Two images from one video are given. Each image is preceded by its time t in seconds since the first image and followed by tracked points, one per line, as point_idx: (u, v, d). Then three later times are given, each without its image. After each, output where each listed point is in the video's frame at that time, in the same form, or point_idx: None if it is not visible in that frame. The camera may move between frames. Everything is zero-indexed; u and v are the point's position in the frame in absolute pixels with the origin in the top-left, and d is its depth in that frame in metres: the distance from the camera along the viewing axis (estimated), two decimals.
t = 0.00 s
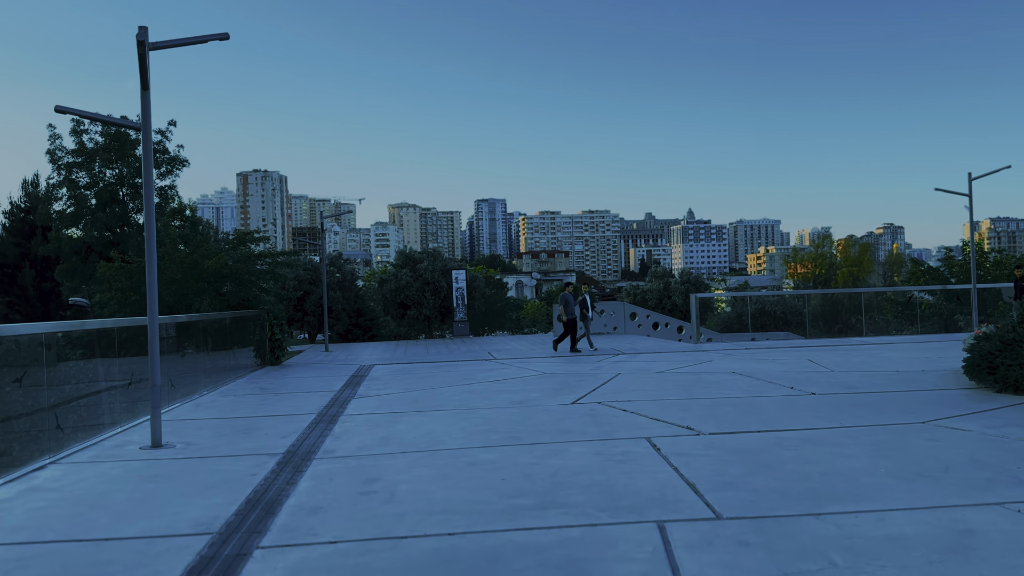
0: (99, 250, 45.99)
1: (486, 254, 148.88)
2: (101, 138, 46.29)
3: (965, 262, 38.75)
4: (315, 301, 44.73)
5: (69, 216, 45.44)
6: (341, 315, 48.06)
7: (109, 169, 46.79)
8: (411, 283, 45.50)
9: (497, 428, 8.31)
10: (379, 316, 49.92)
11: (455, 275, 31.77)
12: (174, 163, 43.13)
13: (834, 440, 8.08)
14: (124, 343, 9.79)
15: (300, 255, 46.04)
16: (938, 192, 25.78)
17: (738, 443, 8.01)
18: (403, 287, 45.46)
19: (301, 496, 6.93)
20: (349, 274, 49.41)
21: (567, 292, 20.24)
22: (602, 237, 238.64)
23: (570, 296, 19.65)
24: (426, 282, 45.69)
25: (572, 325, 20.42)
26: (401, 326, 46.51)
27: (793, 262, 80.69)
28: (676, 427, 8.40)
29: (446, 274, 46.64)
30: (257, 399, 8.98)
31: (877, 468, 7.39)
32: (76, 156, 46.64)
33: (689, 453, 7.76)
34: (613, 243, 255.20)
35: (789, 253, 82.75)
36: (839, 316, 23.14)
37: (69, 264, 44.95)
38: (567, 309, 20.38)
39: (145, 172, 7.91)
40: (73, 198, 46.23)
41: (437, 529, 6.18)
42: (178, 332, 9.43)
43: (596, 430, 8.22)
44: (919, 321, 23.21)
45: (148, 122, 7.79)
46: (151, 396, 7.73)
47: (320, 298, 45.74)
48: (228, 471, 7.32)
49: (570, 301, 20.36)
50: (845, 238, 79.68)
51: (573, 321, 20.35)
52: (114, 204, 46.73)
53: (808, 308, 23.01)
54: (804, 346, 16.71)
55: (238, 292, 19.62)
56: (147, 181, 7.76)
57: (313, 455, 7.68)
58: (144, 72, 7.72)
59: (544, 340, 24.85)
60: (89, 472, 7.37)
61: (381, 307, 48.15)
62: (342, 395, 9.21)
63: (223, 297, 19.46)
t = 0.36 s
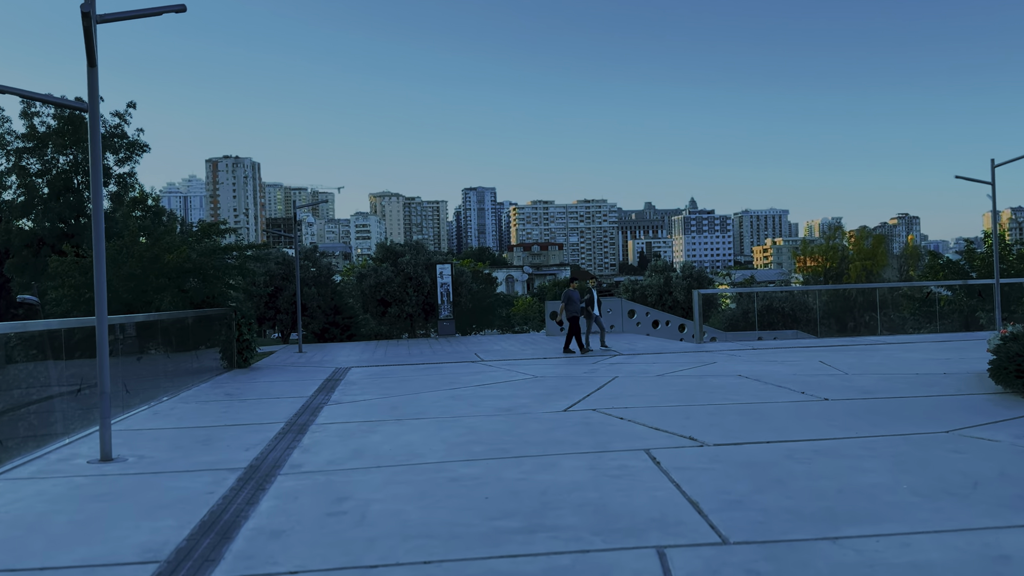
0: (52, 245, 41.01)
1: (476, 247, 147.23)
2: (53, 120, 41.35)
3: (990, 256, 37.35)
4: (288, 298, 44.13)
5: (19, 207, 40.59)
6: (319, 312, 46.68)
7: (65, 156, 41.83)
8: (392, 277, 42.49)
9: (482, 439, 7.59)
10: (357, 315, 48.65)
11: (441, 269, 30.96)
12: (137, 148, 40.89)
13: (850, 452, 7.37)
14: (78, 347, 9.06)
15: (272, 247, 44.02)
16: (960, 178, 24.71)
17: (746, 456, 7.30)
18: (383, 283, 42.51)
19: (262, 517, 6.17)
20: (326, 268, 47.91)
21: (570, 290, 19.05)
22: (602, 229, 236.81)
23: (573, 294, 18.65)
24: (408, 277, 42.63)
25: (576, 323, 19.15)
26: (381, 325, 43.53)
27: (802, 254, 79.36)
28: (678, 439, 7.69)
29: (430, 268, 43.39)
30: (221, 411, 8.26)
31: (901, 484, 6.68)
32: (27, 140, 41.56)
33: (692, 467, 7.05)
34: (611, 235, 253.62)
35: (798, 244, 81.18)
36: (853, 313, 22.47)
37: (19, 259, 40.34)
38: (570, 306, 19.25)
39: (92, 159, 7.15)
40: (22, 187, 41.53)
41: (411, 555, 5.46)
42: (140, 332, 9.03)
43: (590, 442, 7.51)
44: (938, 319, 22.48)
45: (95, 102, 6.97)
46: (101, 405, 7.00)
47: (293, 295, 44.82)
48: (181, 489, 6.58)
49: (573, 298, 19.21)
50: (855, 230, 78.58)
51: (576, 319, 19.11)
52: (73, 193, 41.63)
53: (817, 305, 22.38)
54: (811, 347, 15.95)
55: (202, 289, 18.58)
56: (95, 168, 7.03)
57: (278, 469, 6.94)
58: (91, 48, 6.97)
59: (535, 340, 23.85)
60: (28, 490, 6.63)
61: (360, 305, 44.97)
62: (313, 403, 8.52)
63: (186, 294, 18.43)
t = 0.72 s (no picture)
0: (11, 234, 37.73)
1: (465, 240, 146.61)
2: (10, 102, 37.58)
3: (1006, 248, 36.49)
4: (263, 293, 43.76)
5: None
6: (296, 309, 45.95)
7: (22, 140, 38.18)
8: (374, 271, 41.71)
9: (464, 445, 7.04)
10: (337, 310, 48.29)
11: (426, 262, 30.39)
12: (99, 132, 39.99)
13: (861, 458, 6.81)
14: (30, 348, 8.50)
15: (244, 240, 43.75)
16: (974, 166, 23.99)
17: (749, 462, 6.74)
18: (364, 277, 41.72)
19: (218, 529, 5.58)
20: (303, 262, 47.16)
21: (576, 284, 18.23)
22: (603, 224, 235.86)
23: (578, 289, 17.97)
24: (391, 270, 41.86)
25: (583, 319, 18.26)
26: (364, 320, 42.89)
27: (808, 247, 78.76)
28: (676, 444, 7.15)
29: (414, 260, 42.50)
30: (184, 416, 7.72)
31: (920, 493, 6.11)
32: None
33: (691, 475, 6.49)
34: (610, 230, 252.69)
35: (802, 237, 80.59)
36: (860, 308, 21.91)
37: None
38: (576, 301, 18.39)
39: (42, 142, 6.67)
40: None
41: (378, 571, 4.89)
42: (103, 328, 8.68)
43: (580, 448, 6.95)
44: (951, 315, 22.07)
45: (42, 79, 6.48)
46: (50, 407, 6.46)
47: (268, 289, 44.14)
48: (133, 499, 6.01)
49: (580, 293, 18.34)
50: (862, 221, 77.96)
51: (583, 315, 18.24)
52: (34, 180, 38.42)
53: (823, 300, 21.81)
54: (813, 345, 15.38)
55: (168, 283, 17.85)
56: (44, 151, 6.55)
57: (240, 477, 6.37)
58: (38, 21, 6.47)
59: (525, 338, 23.21)
60: None
61: (342, 300, 44.20)
62: (284, 406, 7.97)
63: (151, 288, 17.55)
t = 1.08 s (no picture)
0: None
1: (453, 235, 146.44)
2: None
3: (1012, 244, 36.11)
4: (244, 288, 43.41)
5: None
6: (279, 304, 45.57)
7: None
8: (358, 266, 41.19)
9: (446, 451, 6.72)
10: (322, 306, 48.08)
11: (413, 257, 30.10)
12: (72, 122, 39.75)
13: (863, 466, 6.48)
14: None
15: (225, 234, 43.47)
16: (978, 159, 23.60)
17: (745, 470, 6.41)
18: (348, 272, 41.21)
19: (180, 542, 5.23)
20: (285, 257, 46.63)
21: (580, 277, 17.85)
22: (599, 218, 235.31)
23: (581, 281, 17.59)
24: (377, 265, 41.20)
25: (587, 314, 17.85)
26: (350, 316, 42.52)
27: (807, 240, 78.67)
28: (669, 450, 6.82)
29: (401, 255, 41.83)
30: (155, 420, 7.40)
31: (926, 503, 5.77)
32: None
33: (684, 483, 6.17)
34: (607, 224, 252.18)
35: (801, 231, 80.17)
36: (860, 305, 21.57)
37: None
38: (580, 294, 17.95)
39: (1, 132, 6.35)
40: None
41: None
42: (76, 325, 8.36)
43: (567, 455, 6.63)
44: (954, 311, 21.78)
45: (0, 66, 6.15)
46: (9, 410, 6.13)
47: (249, 285, 43.69)
48: (94, 509, 5.67)
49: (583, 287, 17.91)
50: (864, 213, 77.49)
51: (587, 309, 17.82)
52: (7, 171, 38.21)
53: (824, 296, 21.47)
54: (810, 344, 15.07)
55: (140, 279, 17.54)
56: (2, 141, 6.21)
57: (208, 486, 6.03)
58: None
59: (516, 335, 22.95)
60: None
61: (326, 296, 43.46)
62: (260, 409, 7.66)
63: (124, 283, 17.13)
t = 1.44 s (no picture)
0: None
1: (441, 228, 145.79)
2: None
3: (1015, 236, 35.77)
4: (219, 282, 42.83)
5: None
6: (256, 300, 45.09)
7: None
8: (339, 259, 40.94)
9: (423, 455, 6.37)
10: (302, 300, 47.69)
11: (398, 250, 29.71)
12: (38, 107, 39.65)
13: (862, 470, 6.13)
14: None
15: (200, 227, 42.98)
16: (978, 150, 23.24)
17: (740, 475, 6.07)
18: (329, 265, 40.89)
19: (131, 553, 4.81)
20: (262, 250, 46.20)
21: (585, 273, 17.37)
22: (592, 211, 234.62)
23: (587, 276, 17.10)
24: (360, 257, 41.18)
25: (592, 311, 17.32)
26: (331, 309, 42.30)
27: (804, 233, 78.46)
28: (658, 453, 6.49)
29: (384, 247, 41.81)
30: (119, 422, 7.04)
31: (932, 510, 5.42)
32: None
33: (674, 490, 5.82)
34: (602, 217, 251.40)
35: (798, 224, 79.61)
36: (859, 299, 21.25)
37: None
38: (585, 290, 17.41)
39: None
40: None
41: None
42: (44, 320, 8.03)
43: (551, 459, 6.28)
44: (955, 306, 21.53)
45: None
46: None
47: (225, 278, 43.18)
48: (45, 518, 5.29)
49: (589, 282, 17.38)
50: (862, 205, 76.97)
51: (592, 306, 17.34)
52: None
53: (822, 291, 21.12)
54: (804, 340, 14.75)
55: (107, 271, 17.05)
56: None
57: (168, 494, 5.66)
58: None
59: (502, 331, 22.60)
60: None
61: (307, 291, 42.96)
62: (230, 411, 7.32)
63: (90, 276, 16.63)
